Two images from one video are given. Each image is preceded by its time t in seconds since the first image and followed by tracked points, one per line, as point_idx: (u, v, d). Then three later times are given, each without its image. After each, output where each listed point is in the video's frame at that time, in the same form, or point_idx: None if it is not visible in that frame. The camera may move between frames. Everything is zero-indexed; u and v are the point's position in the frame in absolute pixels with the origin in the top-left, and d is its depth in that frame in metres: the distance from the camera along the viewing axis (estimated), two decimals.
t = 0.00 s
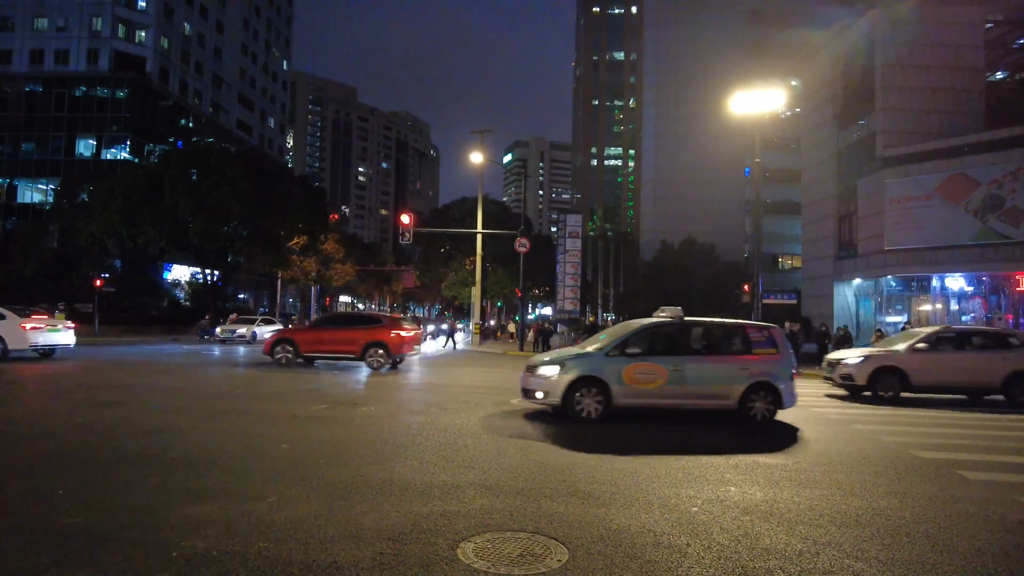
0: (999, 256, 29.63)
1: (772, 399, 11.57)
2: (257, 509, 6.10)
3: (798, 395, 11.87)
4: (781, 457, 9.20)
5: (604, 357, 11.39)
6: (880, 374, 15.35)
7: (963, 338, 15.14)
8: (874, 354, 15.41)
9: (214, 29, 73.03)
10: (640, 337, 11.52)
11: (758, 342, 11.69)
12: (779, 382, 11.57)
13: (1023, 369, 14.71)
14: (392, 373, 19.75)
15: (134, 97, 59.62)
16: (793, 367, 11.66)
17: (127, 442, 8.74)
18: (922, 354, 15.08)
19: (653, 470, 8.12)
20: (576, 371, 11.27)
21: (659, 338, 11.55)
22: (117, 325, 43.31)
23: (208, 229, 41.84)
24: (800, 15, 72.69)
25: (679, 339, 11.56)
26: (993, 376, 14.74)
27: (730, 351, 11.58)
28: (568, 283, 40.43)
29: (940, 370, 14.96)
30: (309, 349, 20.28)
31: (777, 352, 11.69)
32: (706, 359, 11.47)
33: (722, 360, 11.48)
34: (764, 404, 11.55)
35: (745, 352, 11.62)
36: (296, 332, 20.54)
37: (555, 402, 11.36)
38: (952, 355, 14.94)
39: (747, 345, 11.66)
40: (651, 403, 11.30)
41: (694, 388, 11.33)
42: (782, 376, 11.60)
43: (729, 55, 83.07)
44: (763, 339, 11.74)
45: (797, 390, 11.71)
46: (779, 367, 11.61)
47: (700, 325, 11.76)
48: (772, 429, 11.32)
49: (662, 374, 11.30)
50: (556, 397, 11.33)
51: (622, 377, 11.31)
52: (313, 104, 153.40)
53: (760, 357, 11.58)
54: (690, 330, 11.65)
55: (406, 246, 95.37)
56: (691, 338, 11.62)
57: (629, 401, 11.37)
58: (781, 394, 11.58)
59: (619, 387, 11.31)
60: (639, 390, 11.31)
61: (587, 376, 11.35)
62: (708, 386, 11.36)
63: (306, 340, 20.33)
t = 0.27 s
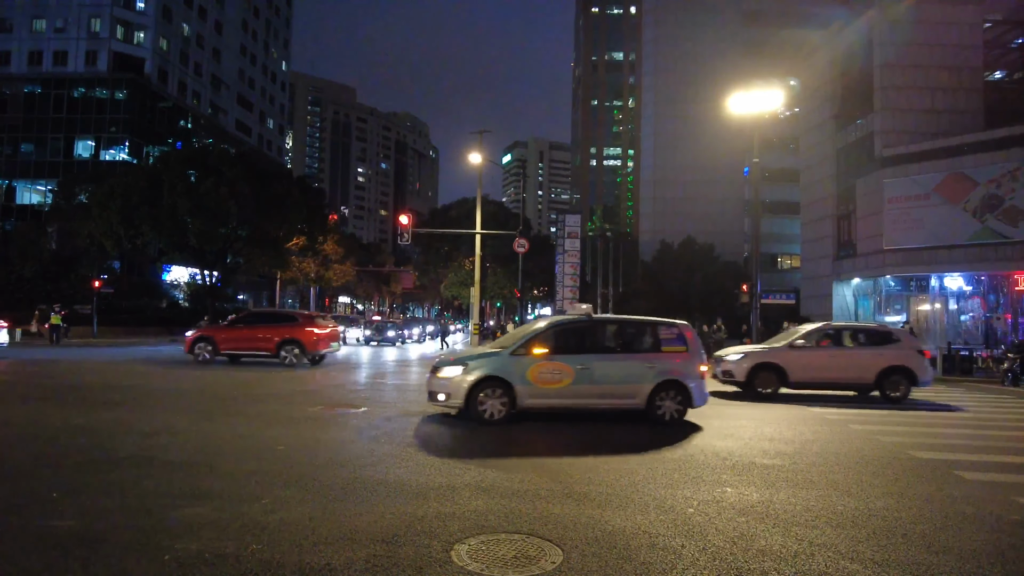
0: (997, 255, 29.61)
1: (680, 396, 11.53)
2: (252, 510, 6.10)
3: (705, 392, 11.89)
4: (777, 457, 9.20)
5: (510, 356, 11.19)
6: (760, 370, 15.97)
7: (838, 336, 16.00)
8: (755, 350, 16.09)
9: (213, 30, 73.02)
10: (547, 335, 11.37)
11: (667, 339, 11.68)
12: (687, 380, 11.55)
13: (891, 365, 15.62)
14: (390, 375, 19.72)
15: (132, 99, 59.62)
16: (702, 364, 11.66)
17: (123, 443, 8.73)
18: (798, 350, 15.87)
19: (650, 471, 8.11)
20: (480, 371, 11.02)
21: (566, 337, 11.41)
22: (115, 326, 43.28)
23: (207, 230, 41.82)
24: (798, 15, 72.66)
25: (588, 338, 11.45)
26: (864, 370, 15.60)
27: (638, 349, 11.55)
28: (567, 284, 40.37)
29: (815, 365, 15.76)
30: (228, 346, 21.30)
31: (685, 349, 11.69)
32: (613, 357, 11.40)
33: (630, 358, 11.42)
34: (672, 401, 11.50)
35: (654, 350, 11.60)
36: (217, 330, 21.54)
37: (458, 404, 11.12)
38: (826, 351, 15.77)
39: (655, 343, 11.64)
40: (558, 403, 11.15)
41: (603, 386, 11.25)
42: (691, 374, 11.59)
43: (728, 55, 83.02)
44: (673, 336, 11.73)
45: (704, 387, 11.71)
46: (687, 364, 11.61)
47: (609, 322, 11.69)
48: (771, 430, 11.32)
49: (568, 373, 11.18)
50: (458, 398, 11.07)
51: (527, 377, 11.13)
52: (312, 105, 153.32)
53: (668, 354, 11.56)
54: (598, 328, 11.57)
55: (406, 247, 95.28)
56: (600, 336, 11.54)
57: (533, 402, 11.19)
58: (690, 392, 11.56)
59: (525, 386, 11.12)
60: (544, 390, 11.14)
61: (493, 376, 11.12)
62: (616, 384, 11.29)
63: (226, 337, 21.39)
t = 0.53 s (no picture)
0: (994, 256, 29.66)
1: (589, 395, 11.24)
2: (246, 511, 6.07)
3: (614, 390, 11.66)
4: (773, 457, 9.20)
5: (411, 356, 10.66)
6: (642, 366, 16.31)
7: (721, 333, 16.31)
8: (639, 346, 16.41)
9: (211, 30, 72.92)
10: (450, 334, 10.89)
11: (576, 336, 11.40)
12: (597, 378, 11.31)
13: (770, 362, 15.92)
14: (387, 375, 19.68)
15: (130, 99, 59.52)
16: (612, 362, 11.44)
17: (117, 444, 8.70)
18: (679, 346, 16.19)
19: (647, 472, 8.07)
20: (376, 372, 10.43)
21: (469, 335, 10.96)
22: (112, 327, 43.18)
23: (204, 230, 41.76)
24: (797, 16, 72.73)
25: (493, 336, 11.03)
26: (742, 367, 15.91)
27: (546, 347, 11.22)
28: (565, 284, 40.30)
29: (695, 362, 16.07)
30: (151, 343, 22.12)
31: (595, 347, 11.43)
32: (521, 356, 11.03)
33: (537, 356, 11.08)
34: (580, 400, 11.20)
35: (563, 348, 11.28)
36: (141, 327, 22.34)
37: (354, 407, 10.50)
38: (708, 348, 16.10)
39: (564, 340, 11.34)
40: (463, 405, 10.67)
41: (509, 386, 10.86)
42: (601, 372, 11.35)
43: (726, 56, 83.06)
44: (582, 333, 11.46)
45: (614, 385, 11.46)
46: (598, 362, 11.37)
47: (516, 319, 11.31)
48: (767, 430, 11.31)
49: (473, 373, 10.74)
50: (354, 401, 10.45)
51: (429, 377, 10.62)
52: (310, 105, 153.11)
53: (578, 352, 11.29)
54: (505, 326, 11.16)
55: (404, 247, 95.18)
56: (506, 334, 11.14)
57: (435, 404, 10.70)
58: (599, 390, 11.31)
59: (426, 388, 10.60)
60: (447, 391, 10.66)
61: (393, 377, 10.56)
62: (523, 384, 10.93)
63: (149, 334, 22.22)
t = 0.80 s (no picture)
0: (992, 256, 29.68)
1: (496, 396, 10.92)
2: (244, 511, 6.05)
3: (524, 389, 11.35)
4: (771, 457, 9.21)
5: (305, 356, 10.09)
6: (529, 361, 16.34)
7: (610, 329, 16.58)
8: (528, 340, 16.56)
9: (209, 29, 72.83)
10: (349, 332, 10.37)
11: (485, 334, 11.07)
12: (506, 377, 10.98)
13: (654, 357, 16.22)
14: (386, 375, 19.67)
15: (128, 98, 59.41)
16: (520, 361, 11.14)
17: (115, 444, 8.67)
18: (567, 342, 16.36)
19: (645, 472, 8.05)
20: (263, 373, 9.80)
21: (369, 333, 10.46)
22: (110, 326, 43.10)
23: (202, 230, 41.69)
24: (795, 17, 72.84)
25: (394, 334, 10.54)
26: (626, 361, 16.15)
27: (454, 346, 10.82)
28: (563, 284, 40.29)
29: (582, 356, 16.32)
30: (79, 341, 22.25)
31: (505, 345, 11.13)
32: (425, 355, 10.60)
33: (442, 355, 10.66)
34: (487, 401, 10.87)
35: (470, 347, 10.91)
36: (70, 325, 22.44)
37: (238, 410, 9.86)
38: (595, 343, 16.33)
39: (473, 338, 10.98)
40: (360, 407, 10.14)
41: (411, 388, 10.42)
42: (510, 371, 11.04)
43: (724, 56, 83.12)
44: (490, 330, 11.14)
45: (522, 385, 11.15)
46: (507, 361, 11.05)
47: (422, 317, 10.84)
48: (765, 430, 11.32)
49: (372, 374, 10.23)
50: (239, 405, 9.82)
51: (322, 380, 10.06)
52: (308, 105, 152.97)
53: (486, 351, 10.93)
54: (410, 324, 10.66)
55: (402, 247, 95.17)
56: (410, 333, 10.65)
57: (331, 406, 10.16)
58: (507, 390, 11.00)
59: (320, 390, 10.06)
60: (342, 393, 10.14)
61: (286, 379, 9.97)
62: (426, 385, 10.50)
63: (77, 331, 22.31)
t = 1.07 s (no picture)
0: (991, 257, 29.69)
1: (399, 398, 10.19)
2: (242, 511, 6.04)
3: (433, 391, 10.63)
4: (770, 457, 9.20)
5: (184, 355, 9.29)
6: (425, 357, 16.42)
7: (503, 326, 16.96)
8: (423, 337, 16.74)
9: (208, 28, 72.77)
10: (238, 330, 9.59)
11: (388, 332, 10.32)
12: (410, 379, 10.25)
13: (543, 353, 16.63)
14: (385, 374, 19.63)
15: (127, 97, 59.34)
16: (428, 361, 10.42)
17: (114, 444, 8.65)
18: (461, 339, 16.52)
19: (644, 472, 8.04)
20: (134, 375, 8.99)
21: (259, 330, 9.68)
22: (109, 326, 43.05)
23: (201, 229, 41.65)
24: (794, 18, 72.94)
25: (286, 331, 9.76)
26: (517, 357, 16.51)
27: (354, 346, 10.06)
28: (563, 284, 40.24)
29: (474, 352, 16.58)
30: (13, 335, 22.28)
31: (411, 344, 10.40)
32: (324, 355, 9.84)
33: (341, 355, 9.92)
34: (388, 404, 10.14)
35: (372, 345, 10.16)
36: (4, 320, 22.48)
37: (106, 413, 9.03)
38: (487, 339, 16.61)
39: (375, 337, 10.23)
40: (245, 411, 9.38)
41: (305, 390, 9.66)
42: (415, 373, 10.31)
43: (724, 56, 83.16)
44: (395, 328, 10.41)
45: (430, 386, 10.45)
46: (411, 362, 10.31)
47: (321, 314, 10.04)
48: (763, 431, 11.33)
49: (259, 374, 9.46)
50: (108, 407, 9.01)
51: (202, 381, 9.28)
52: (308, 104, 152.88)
53: (390, 351, 10.20)
54: (305, 321, 9.87)
55: (401, 247, 95.14)
56: (305, 330, 9.85)
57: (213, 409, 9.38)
58: (412, 392, 10.27)
59: (201, 391, 9.28)
60: (225, 394, 9.35)
61: (162, 379, 9.19)
62: (322, 387, 9.75)
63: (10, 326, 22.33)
